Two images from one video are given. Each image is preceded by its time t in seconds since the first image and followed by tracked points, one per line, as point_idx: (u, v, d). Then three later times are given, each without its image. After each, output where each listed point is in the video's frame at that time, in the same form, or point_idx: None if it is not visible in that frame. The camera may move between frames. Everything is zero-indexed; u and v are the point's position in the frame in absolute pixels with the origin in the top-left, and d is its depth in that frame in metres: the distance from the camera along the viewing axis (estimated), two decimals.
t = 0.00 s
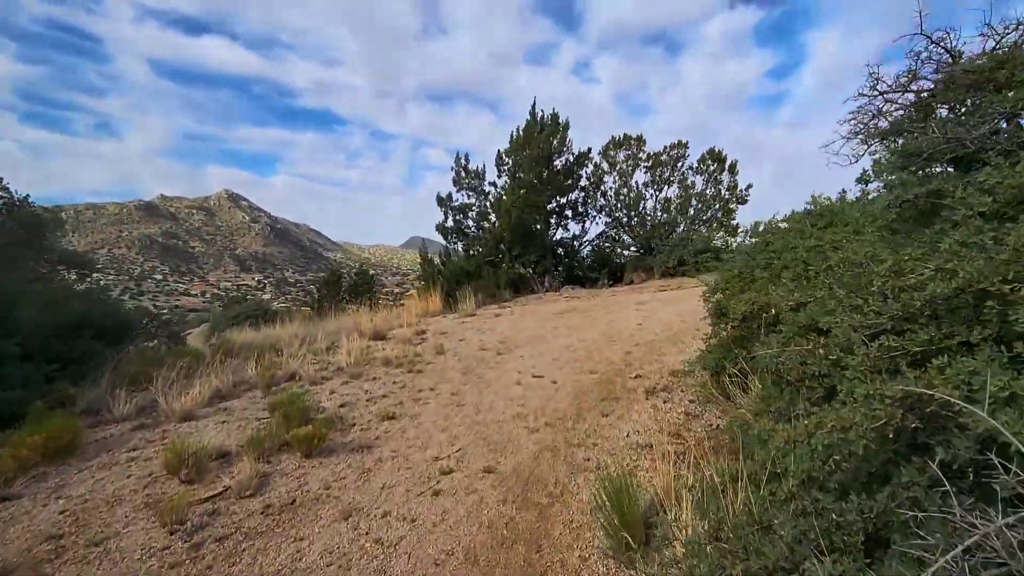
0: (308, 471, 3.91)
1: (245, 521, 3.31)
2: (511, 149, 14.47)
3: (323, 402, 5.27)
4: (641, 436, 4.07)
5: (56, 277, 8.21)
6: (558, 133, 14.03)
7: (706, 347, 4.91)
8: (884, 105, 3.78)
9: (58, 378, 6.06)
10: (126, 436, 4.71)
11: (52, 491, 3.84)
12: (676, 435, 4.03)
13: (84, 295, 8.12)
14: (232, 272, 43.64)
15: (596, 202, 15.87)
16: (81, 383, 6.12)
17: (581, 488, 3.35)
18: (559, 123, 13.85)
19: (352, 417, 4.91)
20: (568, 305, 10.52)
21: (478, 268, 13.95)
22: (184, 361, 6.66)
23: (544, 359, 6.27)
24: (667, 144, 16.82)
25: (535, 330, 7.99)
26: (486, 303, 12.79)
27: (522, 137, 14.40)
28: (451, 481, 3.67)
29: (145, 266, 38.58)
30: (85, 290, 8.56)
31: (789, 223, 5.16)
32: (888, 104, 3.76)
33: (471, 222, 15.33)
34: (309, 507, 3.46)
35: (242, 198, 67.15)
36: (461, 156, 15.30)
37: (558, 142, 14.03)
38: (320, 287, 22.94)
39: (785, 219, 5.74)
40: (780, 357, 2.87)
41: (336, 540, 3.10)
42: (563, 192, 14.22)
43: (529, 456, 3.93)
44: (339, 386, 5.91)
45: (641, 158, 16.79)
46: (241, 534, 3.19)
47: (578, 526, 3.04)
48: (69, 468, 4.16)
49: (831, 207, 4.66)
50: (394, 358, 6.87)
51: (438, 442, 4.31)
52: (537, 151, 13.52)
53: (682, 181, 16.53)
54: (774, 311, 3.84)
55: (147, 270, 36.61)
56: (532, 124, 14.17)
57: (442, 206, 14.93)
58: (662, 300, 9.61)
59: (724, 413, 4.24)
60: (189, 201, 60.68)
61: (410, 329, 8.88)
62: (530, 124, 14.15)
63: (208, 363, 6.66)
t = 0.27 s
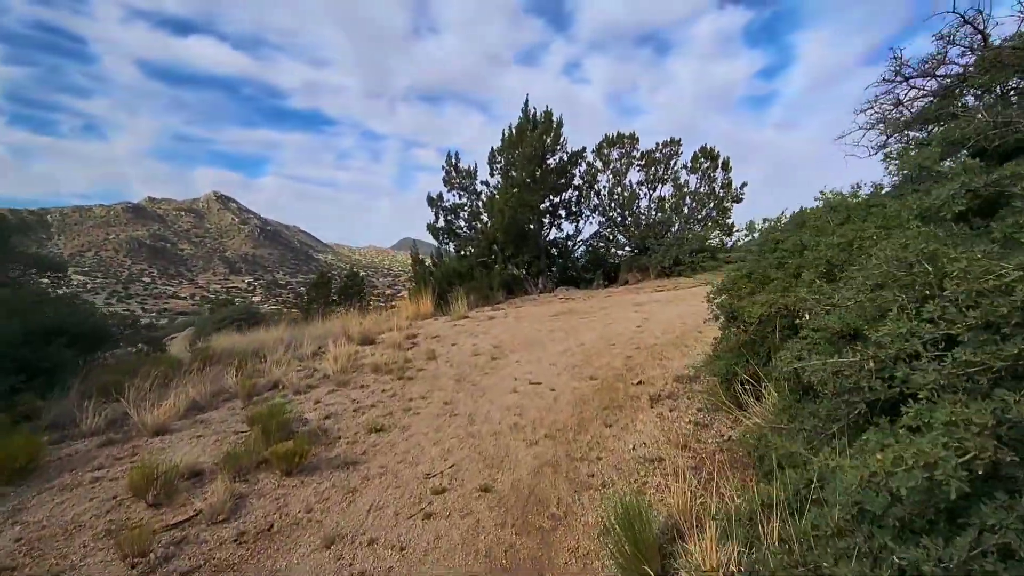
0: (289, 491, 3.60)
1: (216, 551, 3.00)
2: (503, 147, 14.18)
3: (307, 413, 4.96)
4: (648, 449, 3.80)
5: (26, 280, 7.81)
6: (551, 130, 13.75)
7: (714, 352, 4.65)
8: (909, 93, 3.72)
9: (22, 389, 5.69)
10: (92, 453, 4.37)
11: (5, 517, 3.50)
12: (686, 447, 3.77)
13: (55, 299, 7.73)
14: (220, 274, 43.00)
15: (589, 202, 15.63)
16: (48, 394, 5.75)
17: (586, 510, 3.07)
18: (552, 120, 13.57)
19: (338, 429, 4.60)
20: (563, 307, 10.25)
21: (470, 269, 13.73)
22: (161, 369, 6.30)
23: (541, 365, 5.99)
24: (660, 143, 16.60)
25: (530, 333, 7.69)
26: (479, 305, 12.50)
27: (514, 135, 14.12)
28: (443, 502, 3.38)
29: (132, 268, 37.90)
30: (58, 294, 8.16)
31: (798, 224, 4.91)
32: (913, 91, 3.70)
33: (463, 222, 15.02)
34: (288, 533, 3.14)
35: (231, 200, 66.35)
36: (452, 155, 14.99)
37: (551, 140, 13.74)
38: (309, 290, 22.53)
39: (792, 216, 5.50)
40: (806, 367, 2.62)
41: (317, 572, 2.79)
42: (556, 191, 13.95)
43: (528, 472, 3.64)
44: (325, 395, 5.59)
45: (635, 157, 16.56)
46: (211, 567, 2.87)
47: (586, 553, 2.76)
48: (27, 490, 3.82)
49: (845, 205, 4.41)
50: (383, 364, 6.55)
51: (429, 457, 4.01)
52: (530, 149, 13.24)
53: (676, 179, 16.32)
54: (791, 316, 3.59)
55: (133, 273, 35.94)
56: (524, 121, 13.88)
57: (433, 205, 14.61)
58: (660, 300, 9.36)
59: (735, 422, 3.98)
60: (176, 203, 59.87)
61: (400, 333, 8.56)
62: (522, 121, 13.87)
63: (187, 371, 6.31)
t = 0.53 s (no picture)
0: (262, 520, 3.24)
1: None
2: (498, 146, 13.85)
3: (287, 429, 4.60)
4: (658, 470, 3.47)
5: None
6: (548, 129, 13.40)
7: (726, 362, 4.33)
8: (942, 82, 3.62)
9: None
10: (51, 476, 4.00)
11: None
12: (699, 467, 3.46)
13: (27, 305, 7.33)
14: (212, 277, 42.49)
15: (586, 202, 15.33)
16: (12, 407, 5.37)
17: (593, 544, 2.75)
18: (548, 118, 13.23)
19: (320, 447, 4.25)
20: (561, 310, 9.91)
21: (465, 272, 13.40)
22: (135, 380, 5.93)
23: (539, 374, 5.64)
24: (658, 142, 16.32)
25: (527, 338, 7.34)
26: (474, 308, 12.16)
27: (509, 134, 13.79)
28: (433, 533, 3.03)
29: (123, 271, 37.36)
30: (31, 300, 7.77)
31: (814, 226, 4.59)
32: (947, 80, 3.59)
33: (457, 223, 14.69)
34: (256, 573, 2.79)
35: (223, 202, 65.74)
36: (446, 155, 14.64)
37: (547, 139, 13.40)
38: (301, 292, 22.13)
39: (805, 215, 5.19)
40: (843, 386, 2.31)
41: None
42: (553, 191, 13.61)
43: (527, 496, 3.30)
44: (309, 408, 5.24)
45: (632, 156, 16.26)
46: None
47: None
48: None
49: (867, 206, 4.10)
50: (372, 373, 6.20)
51: (419, 479, 3.66)
52: (526, 148, 12.91)
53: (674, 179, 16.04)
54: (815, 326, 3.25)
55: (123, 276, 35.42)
56: (520, 120, 13.55)
57: (427, 206, 14.27)
58: (660, 302, 9.05)
59: (752, 439, 3.66)
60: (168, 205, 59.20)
61: (391, 339, 8.20)
62: (517, 120, 13.53)
63: (163, 382, 5.94)
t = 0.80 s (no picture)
0: (238, 555, 2.94)
1: None
2: (492, 145, 13.57)
3: (271, 448, 4.29)
4: (672, 494, 3.20)
5: None
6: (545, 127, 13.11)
7: (739, 374, 4.07)
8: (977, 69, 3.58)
9: None
10: (10, 502, 3.68)
11: None
12: (717, 490, 3.20)
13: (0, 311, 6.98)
14: (204, 278, 42.00)
15: (583, 202, 15.08)
16: None
17: None
18: (545, 116, 12.94)
19: (305, 468, 3.95)
20: (558, 313, 9.65)
21: (459, 273, 13.24)
22: (111, 391, 5.60)
23: (538, 384, 5.37)
24: (655, 141, 16.10)
25: (525, 344, 7.07)
26: (469, 311, 11.88)
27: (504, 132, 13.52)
28: (427, 570, 2.74)
29: (114, 272, 36.85)
30: (5, 305, 7.41)
31: (830, 229, 4.33)
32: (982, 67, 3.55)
33: (451, 223, 14.40)
34: None
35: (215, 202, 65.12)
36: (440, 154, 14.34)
37: (544, 138, 13.11)
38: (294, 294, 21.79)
39: (817, 217, 4.95)
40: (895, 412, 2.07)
41: None
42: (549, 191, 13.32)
43: (530, 526, 3.02)
44: (295, 423, 4.94)
45: (629, 155, 16.03)
46: None
47: None
48: None
49: (888, 209, 3.85)
50: (363, 383, 5.90)
51: (411, 505, 3.37)
52: (521, 147, 12.64)
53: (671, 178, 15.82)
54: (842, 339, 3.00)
55: (113, 278, 34.93)
56: (516, 118, 13.26)
57: (420, 206, 13.96)
58: (661, 306, 8.80)
59: (770, 459, 3.40)
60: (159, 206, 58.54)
61: (384, 345, 7.90)
62: (513, 118, 13.24)
63: (141, 394, 5.62)
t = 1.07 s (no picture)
0: None
1: None
2: (484, 141, 13.25)
3: (248, 462, 3.95)
4: (689, 512, 2.91)
5: None
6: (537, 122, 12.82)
7: (755, 378, 3.79)
8: None
9: None
10: None
11: None
12: (738, 508, 2.91)
13: None
14: (189, 278, 41.28)
15: (576, 199, 14.81)
16: None
17: None
18: (538, 111, 12.65)
19: (286, 485, 3.61)
20: (553, 313, 9.35)
21: (450, 272, 12.95)
22: (77, 399, 5.21)
23: (536, 389, 5.06)
24: (648, 137, 15.87)
25: (520, 346, 6.76)
26: (460, 312, 11.55)
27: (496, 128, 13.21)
28: None
29: (98, 272, 36.10)
30: None
31: (848, 222, 4.06)
32: None
33: (442, 221, 14.06)
34: None
35: (201, 202, 64.18)
36: (429, 150, 13.99)
37: (537, 133, 12.81)
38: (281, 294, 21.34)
39: (830, 211, 4.69)
40: (958, 427, 1.81)
41: None
42: (542, 188, 13.00)
43: (535, 550, 2.72)
44: (276, 433, 4.59)
45: (622, 152, 15.79)
46: None
47: None
48: None
49: (914, 200, 3.59)
50: (350, 388, 5.56)
51: (402, 526, 3.05)
52: (514, 143, 12.34)
53: (665, 175, 15.60)
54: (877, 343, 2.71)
55: (96, 278, 34.18)
56: (508, 112, 12.95)
57: (409, 204, 13.60)
58: (659, 305, 8.53)
59: (793, 471, 3.12)
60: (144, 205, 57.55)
61: (372, 348, 7.56)
62: (505, 112, 12.94)
63: (109, 402, 5.23)
